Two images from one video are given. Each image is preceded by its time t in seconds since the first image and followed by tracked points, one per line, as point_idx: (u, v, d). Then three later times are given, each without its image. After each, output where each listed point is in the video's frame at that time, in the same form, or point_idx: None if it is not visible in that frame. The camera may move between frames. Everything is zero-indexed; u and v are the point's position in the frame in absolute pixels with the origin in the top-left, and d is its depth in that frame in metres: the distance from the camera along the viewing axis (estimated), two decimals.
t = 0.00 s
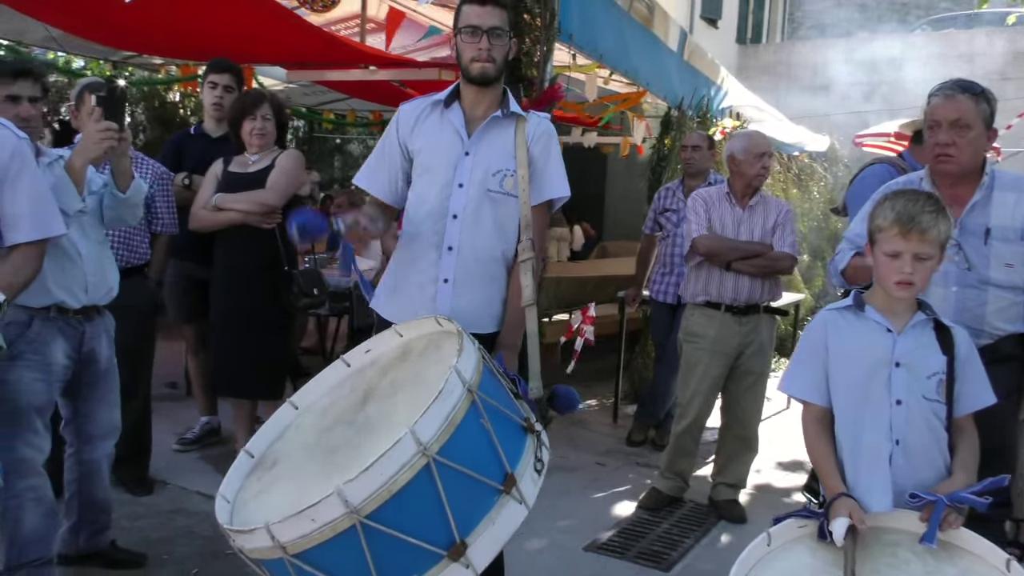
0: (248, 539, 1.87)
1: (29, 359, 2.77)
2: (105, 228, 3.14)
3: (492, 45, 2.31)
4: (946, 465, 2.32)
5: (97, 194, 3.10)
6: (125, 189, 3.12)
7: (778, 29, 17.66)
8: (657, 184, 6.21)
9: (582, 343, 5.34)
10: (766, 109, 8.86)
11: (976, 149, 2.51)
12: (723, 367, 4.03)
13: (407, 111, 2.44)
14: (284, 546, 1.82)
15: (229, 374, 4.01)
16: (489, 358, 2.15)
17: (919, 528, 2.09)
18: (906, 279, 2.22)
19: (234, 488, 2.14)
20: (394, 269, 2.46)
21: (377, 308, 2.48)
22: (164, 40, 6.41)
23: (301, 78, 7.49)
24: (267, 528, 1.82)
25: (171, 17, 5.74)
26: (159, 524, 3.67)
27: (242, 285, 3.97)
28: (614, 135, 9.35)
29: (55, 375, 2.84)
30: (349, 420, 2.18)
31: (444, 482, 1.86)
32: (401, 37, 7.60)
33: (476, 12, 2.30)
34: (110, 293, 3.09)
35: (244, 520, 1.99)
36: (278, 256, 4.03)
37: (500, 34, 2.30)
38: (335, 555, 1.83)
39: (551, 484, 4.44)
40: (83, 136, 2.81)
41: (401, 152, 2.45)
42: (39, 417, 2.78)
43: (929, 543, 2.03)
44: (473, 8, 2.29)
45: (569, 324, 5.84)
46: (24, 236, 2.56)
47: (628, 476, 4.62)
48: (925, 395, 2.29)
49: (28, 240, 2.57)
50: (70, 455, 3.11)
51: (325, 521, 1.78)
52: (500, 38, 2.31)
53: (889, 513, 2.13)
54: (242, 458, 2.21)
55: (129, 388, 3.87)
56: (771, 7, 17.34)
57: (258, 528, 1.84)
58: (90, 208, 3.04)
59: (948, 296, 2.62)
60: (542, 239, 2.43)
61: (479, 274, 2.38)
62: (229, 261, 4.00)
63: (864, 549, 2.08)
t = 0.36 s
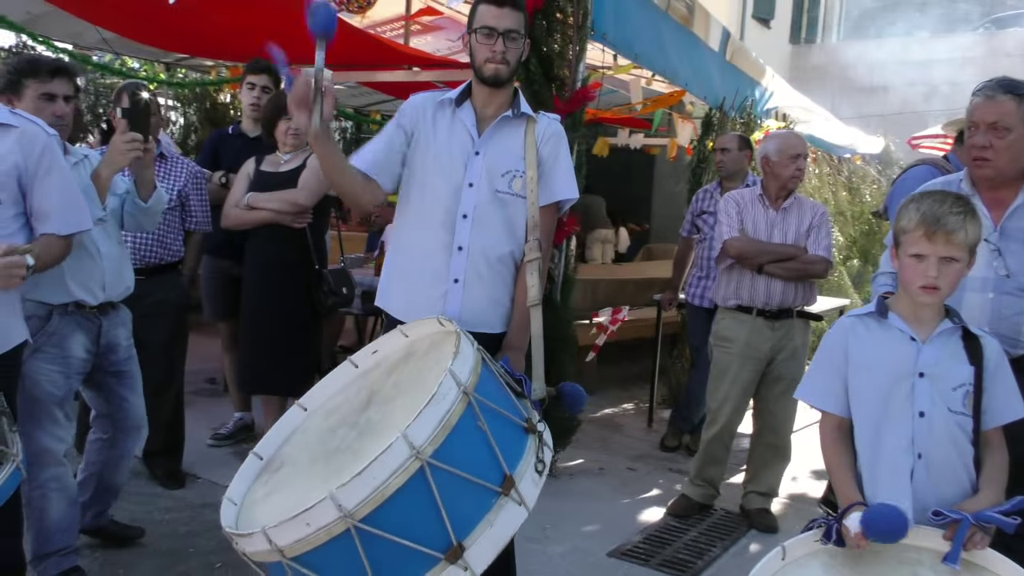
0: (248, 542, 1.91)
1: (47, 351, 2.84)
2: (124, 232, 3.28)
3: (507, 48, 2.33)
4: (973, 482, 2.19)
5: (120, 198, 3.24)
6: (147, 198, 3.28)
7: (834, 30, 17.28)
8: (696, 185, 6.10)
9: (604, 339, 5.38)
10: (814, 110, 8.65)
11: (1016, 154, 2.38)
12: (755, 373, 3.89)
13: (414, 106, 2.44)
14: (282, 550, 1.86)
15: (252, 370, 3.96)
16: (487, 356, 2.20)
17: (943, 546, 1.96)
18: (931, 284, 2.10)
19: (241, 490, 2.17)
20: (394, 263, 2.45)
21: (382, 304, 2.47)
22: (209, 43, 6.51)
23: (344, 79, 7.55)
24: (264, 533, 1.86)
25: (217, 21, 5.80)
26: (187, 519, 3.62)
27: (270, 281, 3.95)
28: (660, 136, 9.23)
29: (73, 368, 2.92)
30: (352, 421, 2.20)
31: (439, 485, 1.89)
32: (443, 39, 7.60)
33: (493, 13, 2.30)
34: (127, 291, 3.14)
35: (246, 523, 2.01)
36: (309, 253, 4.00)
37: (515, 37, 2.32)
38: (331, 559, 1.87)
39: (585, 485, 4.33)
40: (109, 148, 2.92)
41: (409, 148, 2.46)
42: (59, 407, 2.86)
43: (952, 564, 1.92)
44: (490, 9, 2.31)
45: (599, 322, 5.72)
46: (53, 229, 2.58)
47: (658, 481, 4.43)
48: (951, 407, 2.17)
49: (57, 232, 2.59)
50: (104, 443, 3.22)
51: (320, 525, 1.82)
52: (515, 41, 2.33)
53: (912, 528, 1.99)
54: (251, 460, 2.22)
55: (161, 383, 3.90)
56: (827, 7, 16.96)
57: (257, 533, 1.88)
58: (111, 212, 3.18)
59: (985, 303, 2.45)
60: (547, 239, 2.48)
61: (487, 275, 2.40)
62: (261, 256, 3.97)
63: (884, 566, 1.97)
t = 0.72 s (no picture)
0: (277, 534, 1.95)
1: (90, 338, 2.99)
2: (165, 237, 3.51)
3: (538, 50, 2.42)
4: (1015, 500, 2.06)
5: (162, 204, 3.48)
6: (186, 206, 3.48)
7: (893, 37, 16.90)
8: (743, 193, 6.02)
9: (646, 349, 5.18)
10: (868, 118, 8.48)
11: None
12: (797, 384, 3.70)
13: (451, 113, 2.57)
14: (309, 542, 1.90)
15: (294, 368, 4.02)
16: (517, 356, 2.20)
17: (982, 565, 1.83)
18: (974, 291, 1.98)
19: (275, 484, 2.21)
20: (439, 270, 2.58)
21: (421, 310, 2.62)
22: (263, 50, 6.64)
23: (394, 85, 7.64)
24: (292, 524, 1.91)
25: (270, 28, 5.94)
26: (226, 513, 3.66)
27: (311, 282, 4.00)
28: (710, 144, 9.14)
29: (114, 355, 3.06)
30: (385, 419, 2.23)
31: (462, 483, 1.91)
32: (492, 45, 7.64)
33: (524, 17, 2.41)
34: (167, 289, 3.34)
35: (278, 515, 2.05)
36: (348, 254, 4.05)
37: (546, 39, 2.42)
38: (356, 553, 1.90)
39: (623, 494, 4.27)
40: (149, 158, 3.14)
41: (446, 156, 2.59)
42: (104, 394, 2.96)
43: None
44: (521, 13, 2.41)
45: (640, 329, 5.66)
46: (97, 231, 2.54)
47: (697, 491, 4.38)
48: (993, 422, 2.04)
49: (101, 234, 2.54)
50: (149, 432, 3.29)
51: (344, 518, 1.86)
52: (545, 43, 2.42)
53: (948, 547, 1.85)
54: (286, 455, 2.26)
55: (206, 378, 3.97)
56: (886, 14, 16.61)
57: (286, 525, 1.93)
58: (152, 215, 3.43)
59: None
60: (580, 239, 2.53)
61: (518, 277, 2.48)
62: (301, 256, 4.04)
63: None
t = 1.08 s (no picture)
0: (321, 519, 1.99)
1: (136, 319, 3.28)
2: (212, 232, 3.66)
3: (589, 48, 2.43)
4: None
5: (213, 201, 3.62)
6: (233, 207, 3.62)
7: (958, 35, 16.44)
8: (797, 195, 5.93)
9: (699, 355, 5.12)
10: (930, 119, 8.27)
11: None
12: (849, 389, 3.64)
13: (506, 111, 2.61)
14: (352, 528, 1.93)
15: (347, 360, 4.13)
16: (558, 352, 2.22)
17: None
18: None
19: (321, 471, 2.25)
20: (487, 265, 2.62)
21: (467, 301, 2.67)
22: (319, 49, 6.74)
23: (447, 85, 7.70)
24: (335, 510, 1.94)
25: (325, 28, 6.00)
26: (277, 503, 3.73)
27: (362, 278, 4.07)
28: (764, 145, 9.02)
29: (155, 331, 3.33)
30: (428, 411, 2.26)
31: (501, 475, 1.93)
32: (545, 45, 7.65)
33: (574, 16, 2.42)
34: (207, 279, 3.52)
35: (323, 500, 2.09)
36: (400, 253, 4.08)
37: (597, 37, 2.42)
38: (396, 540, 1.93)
39: (668, 495, 4.25)
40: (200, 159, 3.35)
41: (498, 153, 2.62)
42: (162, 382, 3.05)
43: None
44: (572, 12, 2.42)
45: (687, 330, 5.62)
46: (153, 224, 2.60)
47: (744, 495, 4.33)
48: None
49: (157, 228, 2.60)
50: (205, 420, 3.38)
51: (384, 505, 1.89)
52: (597, 41, 2.43)
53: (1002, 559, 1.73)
54: (333, 444, 2.30)
55: (259, 370, 4.05)
56: (952, 11, 16.17)
57: (329, 510, 1.96)
58: (202, 210, 3.57)
59: None
60: (628, 239, 2.53)
61: (563, 273, 2.51)
62: (353, 253, 4.10)
63: None
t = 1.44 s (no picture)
0: (361, 517, 2.02)
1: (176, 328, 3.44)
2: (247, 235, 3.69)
3: (625, 51, 2.43)
4: None
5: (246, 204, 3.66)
6: (263, 210, 3.62)
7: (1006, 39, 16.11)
8: (839, 202, 5.86)
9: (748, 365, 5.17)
10: (977, 124, 8.12)
11: None
12: (892, 398, 3.58)
13: (541, 114, 2.63)
14: (391, 526, 1.95)
15: (385, 363, 4.13)
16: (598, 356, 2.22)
17: None
18: None
19: (362, 471, 2.27)
20: (523, 271, 2.63)
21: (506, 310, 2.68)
22: (360, 56, 6.82)
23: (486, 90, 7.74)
24: (375, 508, 1.97)
25: (366, 35, 6.06)
26: (316, 503, 3.78)
27: (402, 282, 4.09)
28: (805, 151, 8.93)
29: (188, 339, 3.48)
30: (467, 414, 2.28)
31: (538, 477, 1.94)
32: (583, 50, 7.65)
33: (612, 20, 2.43)
34: (243, 279, 3.58)
35: (364, 499, 2.12)
36: (439, 257, 4.12)
37: (633, 40, 2.42)
38: (434, 539, 1.94)
39: (705, 502, 4.21)
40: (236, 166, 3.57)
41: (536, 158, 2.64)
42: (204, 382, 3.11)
43: None
44: (609, 17, 2.43)
45: (729, 340, 5.58)
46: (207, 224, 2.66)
47: (783, 504, 4.28)
48: None
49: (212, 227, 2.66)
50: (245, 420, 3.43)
51: (423, 505, 1.90)
52: (633, 45, 2.43)
53: None
54: (373, 445, 2.33)
55: (299, 372, 4.11)
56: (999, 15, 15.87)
57: (370, 508, 1.99)
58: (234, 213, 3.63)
59: None
60: (666, 245, 2.52)
61: (601, 279, 2.51)
62: (393, 258, 4.14)
63: None
